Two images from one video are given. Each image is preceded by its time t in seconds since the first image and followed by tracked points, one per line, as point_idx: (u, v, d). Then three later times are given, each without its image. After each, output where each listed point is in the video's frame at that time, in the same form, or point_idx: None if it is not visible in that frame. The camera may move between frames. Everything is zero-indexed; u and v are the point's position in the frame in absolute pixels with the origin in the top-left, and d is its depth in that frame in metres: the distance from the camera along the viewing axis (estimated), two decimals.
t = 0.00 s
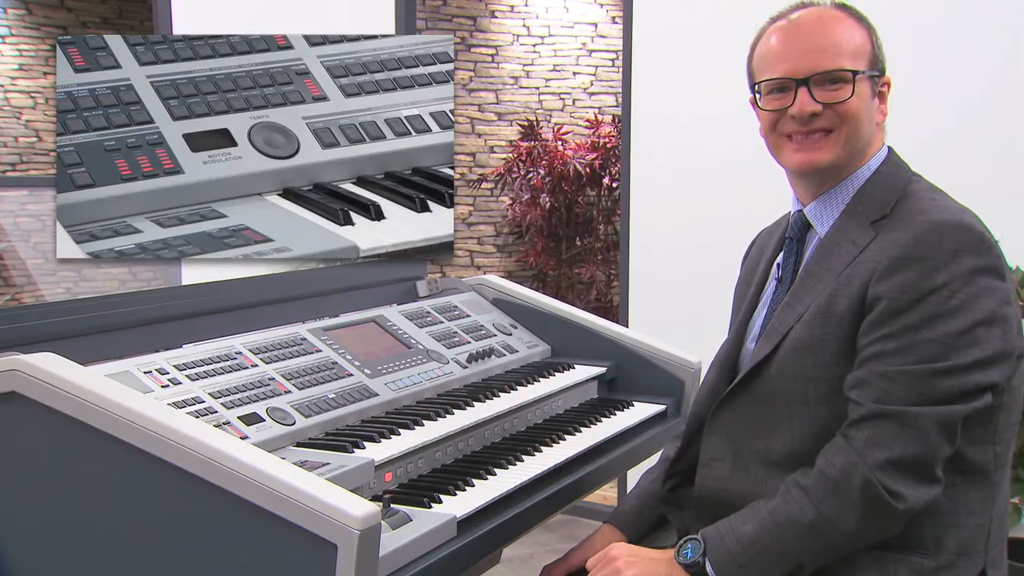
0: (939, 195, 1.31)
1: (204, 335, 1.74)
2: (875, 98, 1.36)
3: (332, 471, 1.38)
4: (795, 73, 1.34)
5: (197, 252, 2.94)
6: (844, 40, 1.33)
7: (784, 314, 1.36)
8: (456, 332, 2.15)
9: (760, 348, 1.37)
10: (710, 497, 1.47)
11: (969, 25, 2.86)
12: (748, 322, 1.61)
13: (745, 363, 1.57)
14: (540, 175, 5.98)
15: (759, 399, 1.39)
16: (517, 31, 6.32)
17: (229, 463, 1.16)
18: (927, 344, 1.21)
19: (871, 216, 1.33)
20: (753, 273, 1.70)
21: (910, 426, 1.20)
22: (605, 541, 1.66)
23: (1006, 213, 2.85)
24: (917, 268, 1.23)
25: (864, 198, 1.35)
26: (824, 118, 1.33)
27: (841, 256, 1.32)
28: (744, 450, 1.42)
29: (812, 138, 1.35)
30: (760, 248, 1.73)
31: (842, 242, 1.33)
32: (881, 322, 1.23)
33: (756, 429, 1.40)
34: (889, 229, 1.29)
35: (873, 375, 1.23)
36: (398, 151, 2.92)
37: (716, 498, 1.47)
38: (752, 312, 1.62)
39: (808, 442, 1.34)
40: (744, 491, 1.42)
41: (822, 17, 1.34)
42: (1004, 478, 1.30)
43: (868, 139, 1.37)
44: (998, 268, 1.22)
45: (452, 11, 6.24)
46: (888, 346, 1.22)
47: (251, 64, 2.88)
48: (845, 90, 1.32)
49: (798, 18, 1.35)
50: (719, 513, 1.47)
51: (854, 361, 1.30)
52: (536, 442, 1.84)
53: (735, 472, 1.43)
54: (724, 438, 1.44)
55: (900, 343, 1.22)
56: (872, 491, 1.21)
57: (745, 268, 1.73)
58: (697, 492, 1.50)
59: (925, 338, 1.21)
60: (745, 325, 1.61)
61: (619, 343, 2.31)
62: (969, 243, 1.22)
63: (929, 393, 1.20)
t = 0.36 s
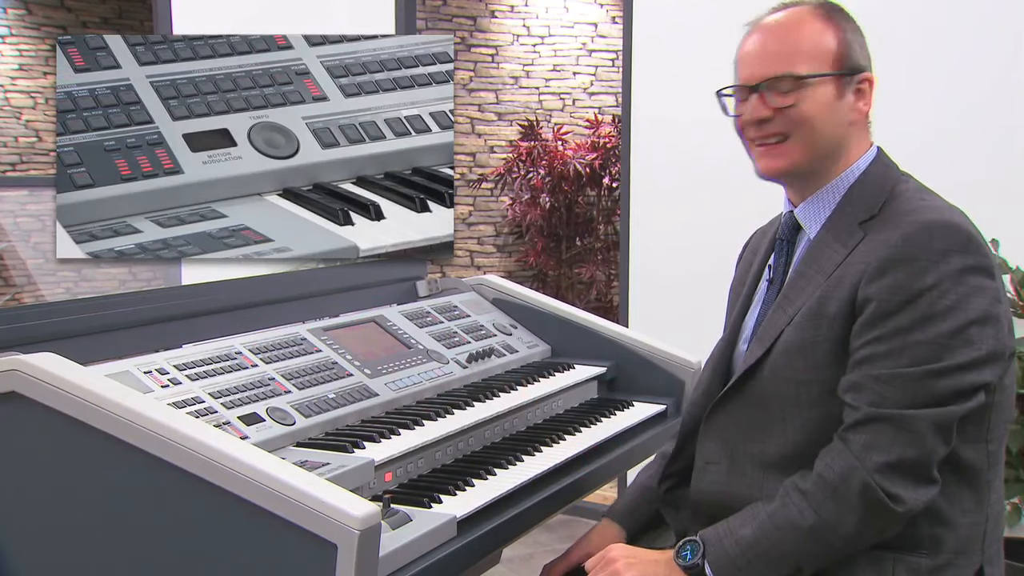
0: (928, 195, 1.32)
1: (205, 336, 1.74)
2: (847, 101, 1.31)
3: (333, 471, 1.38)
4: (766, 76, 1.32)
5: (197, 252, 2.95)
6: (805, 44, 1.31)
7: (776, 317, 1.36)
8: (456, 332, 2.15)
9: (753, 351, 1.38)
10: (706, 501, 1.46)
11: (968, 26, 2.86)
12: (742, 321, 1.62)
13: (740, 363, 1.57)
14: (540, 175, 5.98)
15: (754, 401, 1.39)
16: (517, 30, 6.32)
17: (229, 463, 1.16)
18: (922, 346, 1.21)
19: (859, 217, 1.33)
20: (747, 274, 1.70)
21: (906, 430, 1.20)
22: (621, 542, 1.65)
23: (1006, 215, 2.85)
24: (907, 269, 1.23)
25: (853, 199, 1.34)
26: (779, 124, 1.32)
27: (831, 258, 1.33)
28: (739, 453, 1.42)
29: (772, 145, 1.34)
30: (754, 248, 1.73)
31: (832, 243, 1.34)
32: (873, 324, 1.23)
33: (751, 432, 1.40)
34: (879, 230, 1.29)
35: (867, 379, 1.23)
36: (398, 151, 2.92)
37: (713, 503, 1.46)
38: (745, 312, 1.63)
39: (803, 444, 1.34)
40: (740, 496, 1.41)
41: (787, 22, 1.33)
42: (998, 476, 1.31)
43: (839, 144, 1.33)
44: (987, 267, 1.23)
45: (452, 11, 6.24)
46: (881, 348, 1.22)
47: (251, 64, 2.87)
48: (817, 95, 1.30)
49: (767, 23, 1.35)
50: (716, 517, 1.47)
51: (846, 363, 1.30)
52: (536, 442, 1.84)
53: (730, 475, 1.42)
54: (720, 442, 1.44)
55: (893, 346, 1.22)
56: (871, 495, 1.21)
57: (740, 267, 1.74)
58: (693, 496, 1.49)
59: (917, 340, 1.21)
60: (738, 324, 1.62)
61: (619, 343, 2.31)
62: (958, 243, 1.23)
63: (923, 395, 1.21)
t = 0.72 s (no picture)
0: (910, 200, 1.33)
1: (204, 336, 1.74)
2: (772, 112, 1.38)
3: (333, 471, 1.38)
4: (710, 90, 1.45)
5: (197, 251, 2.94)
6: (737, 62, 1.41)
7: (762, 324, 1.39)
8: (456, 332, 2.15)
9: (741, 356, 1.40)
10: (698, 506, 1.47)
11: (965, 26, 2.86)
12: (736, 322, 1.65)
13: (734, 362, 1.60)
14: (540, 175, 5.91)
15: (743, 408, 1.41)
16: (517, 30, 6.33)
17: (229, 463, 1.16)
18: (900, 356, 1.22)
19: (843, 221, 1.35)
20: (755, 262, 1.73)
21: (886, 444, 1.21)
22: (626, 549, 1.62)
23: (1006, 215, 2.86)
24: (884, 278, 1.24)
25: (839, 203, 1.38)
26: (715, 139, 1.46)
27: (813, 264, 1.35)
28: (729, 458, 1.43)
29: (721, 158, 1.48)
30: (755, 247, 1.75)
31: (816, 248, 1.36)
32: (851, 333, 1.25)
33: (742, 438, 1.41)
34: (858, 237, 1.31)
35: (848, 390, 1.24)
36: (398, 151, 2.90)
37: (704, 508, 1.46)
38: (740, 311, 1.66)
39: (791, 450, 1.36)
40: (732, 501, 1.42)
41: (733, 40, 1.44)
42: (989, 473, 1.30)
43: (774, 153, 1.41)
44: (967, 275, 1.23)
45: (452, 11, 6.30)
46: (860, 359, 1.23)
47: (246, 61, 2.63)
48: (745, 109, 1.40)
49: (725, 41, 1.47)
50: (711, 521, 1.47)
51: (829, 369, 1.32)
52: (535, 442, 1.84)
53: (722, 481, 1.43)
54: (711, 447, 1.45)
55: (871, 357, 1.23)
56: (853, 505, 1.22)
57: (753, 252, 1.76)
58: (684, 502, 1.49)
59: (895, 351, 1.22)
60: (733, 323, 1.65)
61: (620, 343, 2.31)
62: (935, 252, 1.24)
63: (903, 406, 1.21)
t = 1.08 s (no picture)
0: (917, 201, 1.33)
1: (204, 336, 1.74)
2: (775, 110, 1.38)
3: (333, 471, 1.38)
4: (714, 85, 1.45)
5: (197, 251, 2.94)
6: (741, 58, 1.41)
7: (766, 324, 1.39)
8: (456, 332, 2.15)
9: (744, 356, 1.40)
10: (699, 507, 1.48)
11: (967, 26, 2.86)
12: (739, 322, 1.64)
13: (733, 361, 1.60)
14: (540, 175, 5.99)
15: (746, 409, 1.41)
16: (517, 30, 6.33)
17: (230, 463, 1.16)
18: (905, 358, 1.22)
19: (848, 221, 1.35)
20: (744, 263, 1.73)
21: (891, 444, 1.21)
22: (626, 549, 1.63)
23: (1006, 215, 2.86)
24: (891, 280, 1.25)
25: (843, 203, 1.38)
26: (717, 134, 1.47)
27: (819, 264, 1.35)
28: (731, 458, 1.43)
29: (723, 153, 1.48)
30: (747, 244, 1.75)
31: (821, 248, 1.36)
32: (858, 334, 1.25)
33: (744, 439, 1.42)
34: (865, 238, 1.31)
35: (853, 391, 1.24)
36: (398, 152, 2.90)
37: (705, 509, 1.47)
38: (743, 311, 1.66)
39: (795, 450, 1.36)
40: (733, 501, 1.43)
41: (740, 35, 1.44)
42: (990, 474, 1.30)
43: (774, 150, 1.41)
44: (975, 277, 1.23)
45: (452, 11, 6.30)
46: (865, 360, 1.24)
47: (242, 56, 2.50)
48: (748, 104, 1.40)
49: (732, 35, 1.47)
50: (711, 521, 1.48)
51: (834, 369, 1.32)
52: (536, 442, 1.84)
53: (723, 482, 1.44)
54: (712, 447, 1.46)
55: (877, 358, 1.23)
56: (856, 506, 1.22)
57: (734, 258, 1.76)
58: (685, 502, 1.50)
59: (901, 352, 1.22)
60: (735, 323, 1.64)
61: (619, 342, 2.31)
62: (943, 254, 1.23)
63: (909, 408, 1.21)
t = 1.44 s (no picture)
0: (913, 200, 1.33)
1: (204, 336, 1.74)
2: (775, 108, 1.38)
3: (333, 471, 1.38)
4: (713, 84, 1.45)
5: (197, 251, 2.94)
6: (742, 57, 1.41)
7: (764, 324, 1.38)
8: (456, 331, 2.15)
9: (742, 356, 1.40)
10: (698, 507, 1.48)
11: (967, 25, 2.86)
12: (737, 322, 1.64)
13: (731, 361, 1.59)
14: (540, 175, 6.00)
15: (744, 408, 1.41)
16: (517, 30, 6.32)
17: (229, 464, 1.16)
18: (902, 356, 1.22)
19: (844, 220, 1.35)
20: (742, 263, 1.73)
21: (889, 442, 1.21)
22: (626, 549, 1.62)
23: (1005, 215, 2.86)
24: (888, 278, 1.25)
25: (840, 203, 1.38)
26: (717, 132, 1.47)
27: (816, 264, 1.35)
28: (730, 458, 1.43)
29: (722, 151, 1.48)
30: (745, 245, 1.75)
31: (818, 247, 1.36)
32: (855, 333, 1.25)
33: (743, 439, 1.42)
34: (862, 237, 1.31)
35: (850, 389, 1.24)
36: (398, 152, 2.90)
37: (705, 509, 1.47)
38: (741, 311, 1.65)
39: (793, 449, 1.36)
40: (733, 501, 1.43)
41: (741, 33, 1.44)
42: (989, 473, 1.30)
43: (773, 148, 1.41)
44: (972, 276, 1.23)
45: (452, 11, 6.30)
46: (862, 359, 1.24)
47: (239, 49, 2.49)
48: (748, 104, 1.40)
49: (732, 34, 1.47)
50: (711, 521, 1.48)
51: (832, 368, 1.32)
52: (535, 442, 1.84)
53: (722, 482, 1.44)
54: (711, 447, 1.46)
55: (874, 356, 1.23)
56: (854, 505, 1.22)
57: (731, 258, 1.76)
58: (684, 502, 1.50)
59: (898, 351, 1.22)
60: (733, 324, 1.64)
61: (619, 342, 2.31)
62: (939, 253, 1.23)
63: (906, 406, 1.21)
